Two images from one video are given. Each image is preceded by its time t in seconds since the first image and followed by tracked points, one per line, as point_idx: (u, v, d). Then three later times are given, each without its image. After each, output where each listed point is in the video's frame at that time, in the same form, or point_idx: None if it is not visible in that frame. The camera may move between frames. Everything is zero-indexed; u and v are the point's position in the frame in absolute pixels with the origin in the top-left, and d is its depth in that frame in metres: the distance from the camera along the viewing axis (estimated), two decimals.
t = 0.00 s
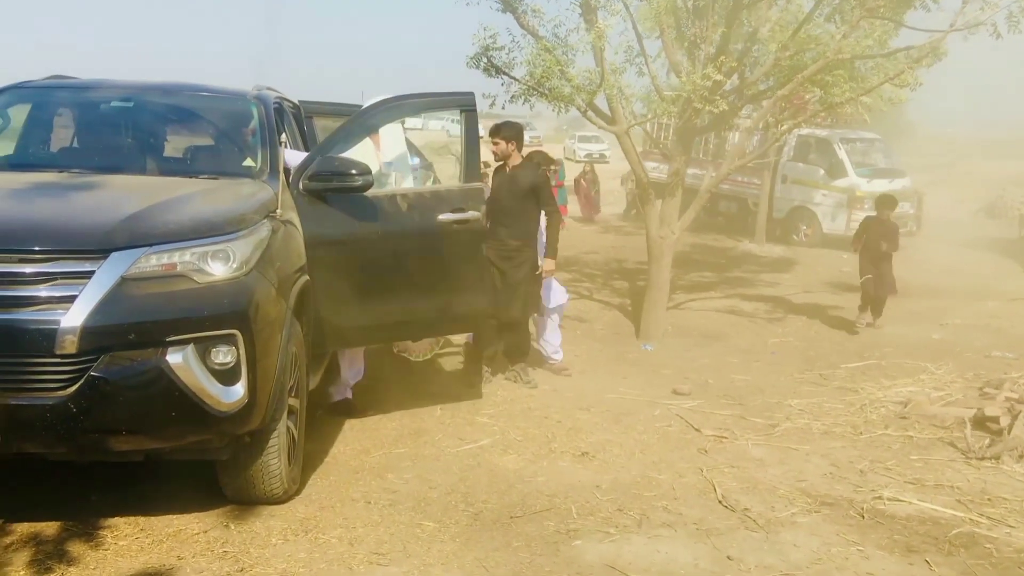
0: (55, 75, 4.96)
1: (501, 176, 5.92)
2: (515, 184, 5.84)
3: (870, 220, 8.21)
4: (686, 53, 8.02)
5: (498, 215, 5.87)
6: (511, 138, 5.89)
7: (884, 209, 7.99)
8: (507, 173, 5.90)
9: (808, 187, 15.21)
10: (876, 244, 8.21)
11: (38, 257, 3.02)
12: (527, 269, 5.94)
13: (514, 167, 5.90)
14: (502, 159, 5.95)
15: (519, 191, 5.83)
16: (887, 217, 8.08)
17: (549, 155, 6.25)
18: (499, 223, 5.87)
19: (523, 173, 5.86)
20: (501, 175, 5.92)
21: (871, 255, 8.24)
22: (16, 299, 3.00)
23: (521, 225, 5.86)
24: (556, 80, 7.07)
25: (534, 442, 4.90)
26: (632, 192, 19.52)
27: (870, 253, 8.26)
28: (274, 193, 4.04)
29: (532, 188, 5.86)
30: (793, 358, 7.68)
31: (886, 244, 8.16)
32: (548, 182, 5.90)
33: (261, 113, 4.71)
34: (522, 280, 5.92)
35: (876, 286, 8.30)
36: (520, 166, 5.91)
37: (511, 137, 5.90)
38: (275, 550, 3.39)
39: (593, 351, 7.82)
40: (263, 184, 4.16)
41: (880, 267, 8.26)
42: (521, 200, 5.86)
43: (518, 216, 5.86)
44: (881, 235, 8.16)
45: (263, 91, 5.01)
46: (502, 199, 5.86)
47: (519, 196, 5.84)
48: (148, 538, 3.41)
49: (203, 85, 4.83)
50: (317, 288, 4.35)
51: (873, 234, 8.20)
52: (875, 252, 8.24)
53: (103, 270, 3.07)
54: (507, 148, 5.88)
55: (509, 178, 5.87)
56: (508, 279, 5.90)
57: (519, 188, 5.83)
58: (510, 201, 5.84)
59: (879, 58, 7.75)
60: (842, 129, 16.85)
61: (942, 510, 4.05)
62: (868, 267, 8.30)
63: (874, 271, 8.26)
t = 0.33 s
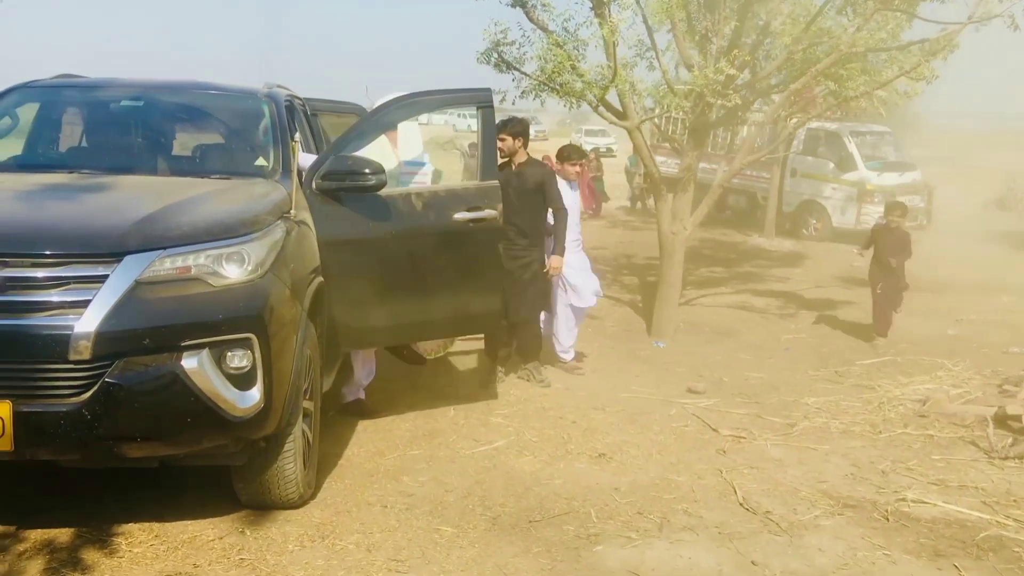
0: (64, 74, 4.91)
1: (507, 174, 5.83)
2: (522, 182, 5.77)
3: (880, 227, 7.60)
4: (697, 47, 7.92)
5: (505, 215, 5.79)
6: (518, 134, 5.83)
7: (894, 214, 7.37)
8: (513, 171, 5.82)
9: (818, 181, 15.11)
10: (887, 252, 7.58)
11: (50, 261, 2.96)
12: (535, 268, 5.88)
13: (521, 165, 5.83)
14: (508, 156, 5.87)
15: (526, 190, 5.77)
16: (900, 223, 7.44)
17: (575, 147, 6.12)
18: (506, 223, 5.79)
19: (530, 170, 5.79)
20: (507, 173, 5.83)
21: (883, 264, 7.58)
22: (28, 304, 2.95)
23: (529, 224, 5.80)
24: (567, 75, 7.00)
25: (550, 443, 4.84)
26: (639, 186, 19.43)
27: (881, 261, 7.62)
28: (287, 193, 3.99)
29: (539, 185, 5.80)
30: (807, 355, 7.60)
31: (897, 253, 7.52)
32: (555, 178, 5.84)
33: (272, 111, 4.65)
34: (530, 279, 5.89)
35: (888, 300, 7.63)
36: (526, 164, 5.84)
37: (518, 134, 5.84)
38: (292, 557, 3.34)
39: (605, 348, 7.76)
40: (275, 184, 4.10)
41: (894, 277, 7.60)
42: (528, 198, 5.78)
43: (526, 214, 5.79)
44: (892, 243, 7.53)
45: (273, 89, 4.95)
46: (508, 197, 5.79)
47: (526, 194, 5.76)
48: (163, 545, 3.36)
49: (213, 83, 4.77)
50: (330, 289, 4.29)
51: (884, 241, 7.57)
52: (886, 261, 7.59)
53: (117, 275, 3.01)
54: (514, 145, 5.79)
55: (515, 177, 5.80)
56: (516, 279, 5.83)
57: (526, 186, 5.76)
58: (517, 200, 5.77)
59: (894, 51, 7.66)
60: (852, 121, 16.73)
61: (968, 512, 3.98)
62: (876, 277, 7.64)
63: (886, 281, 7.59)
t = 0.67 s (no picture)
0: (63, 69, 4.85)
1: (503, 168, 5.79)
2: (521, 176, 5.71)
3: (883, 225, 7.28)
4: (700, 41, 7.86)
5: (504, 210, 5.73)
6: (517, 129, 5.78)
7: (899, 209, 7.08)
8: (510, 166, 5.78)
9: (820, 175, 15.05)
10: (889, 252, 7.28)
11: (49, 260, 2.92)
12: (536, 264, 5.80)
13: (519, 161, 5.79)
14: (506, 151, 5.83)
15: (525, 184, 5.71)
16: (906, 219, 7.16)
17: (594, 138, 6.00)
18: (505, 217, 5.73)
19: (529, 165, 5.75)
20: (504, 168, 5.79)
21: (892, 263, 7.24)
22: (27, 304, 2.90)
23: (529, 219, 5.73)
24: (569, 69, 6.94)
25: (555, 441, 4.80)
26: (641, 181, 19.38)
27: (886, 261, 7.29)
28: (288, 189, 3.94)
29: (538, 180, 5.75)
30: (812, 351, 7.56)
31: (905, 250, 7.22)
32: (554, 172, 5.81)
33: (273, 106, 4.60)
34: (531, 275, 5.80)
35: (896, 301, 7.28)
36: (524, 158, 5.82)
37: (517, 128, 5.79)
38: (295, 558, 3.30)
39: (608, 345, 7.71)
40: (277, 180, 4.05)
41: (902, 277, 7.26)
42: (527, 193, 5.73)
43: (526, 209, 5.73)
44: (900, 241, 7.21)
45: (274, 84, 4.90)
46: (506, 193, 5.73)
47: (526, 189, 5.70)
48: (164, 547, 3.32)
49: (213, 79, 4.71)
50: (331, 288, 4.26)
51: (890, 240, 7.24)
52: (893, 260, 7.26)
53: (117, 273, 2.96)
54: (512, 139, 5.78)
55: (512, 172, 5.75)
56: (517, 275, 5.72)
57: (525, 181, 5.71)
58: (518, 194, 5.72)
59: (899, 44, 7.59)
60: (854, 115, 16.66)
61: (978, 510, 3.94)
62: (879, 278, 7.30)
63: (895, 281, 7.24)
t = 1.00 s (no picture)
0: (56, 66, 4.81)
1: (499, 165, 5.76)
2: (515, 175, 5.68)
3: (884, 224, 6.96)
4: (699, 37, 7.82)
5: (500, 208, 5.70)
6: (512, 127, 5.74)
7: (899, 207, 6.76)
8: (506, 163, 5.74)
9: (819, 173, 15.02)
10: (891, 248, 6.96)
11: (42, 258, 2.88)
12: (533, 262, 5.76)
13: (514, 158, 5.76)
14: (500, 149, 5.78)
15: (522, 182, 5.68)
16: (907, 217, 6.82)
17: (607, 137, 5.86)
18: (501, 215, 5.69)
19: (525, 162, 5.72)
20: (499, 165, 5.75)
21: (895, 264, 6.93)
22: (19, 302, 2.87)
23: (526, 216, 5.69)
24: (568, 66, 6.91)
25: (554, 440, 4.76)
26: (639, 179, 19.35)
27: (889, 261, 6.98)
28: (284, 186, 3.90)
29: (535, 177, 5.72)
30: (812, 349, 7.53)
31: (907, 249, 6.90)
32: (549, 170, 5.78)
33: (269, 103, 4.56)
34: (526, 272, 5.76)
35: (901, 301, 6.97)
36: (519, 156, 5.78)
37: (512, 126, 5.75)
38: (292, 560, 3.26)
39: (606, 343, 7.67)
40: (272, 177, 4.01)
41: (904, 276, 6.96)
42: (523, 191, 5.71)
43: (522, 207, 5.70)
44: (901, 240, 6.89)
45: (271, 81, 4.86)
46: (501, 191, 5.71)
47: (521, 187, 5.67)
48: (159, 548, 3.28)
49: (209, 76, 4.67)
50: (328, 287, 4.22)
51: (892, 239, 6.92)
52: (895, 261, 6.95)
53: (109, 272, 2.92)
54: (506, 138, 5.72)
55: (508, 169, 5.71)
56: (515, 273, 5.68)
57: (522, 178, 5.68)
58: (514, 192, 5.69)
59: (898, 40, 7.56)
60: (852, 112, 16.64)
61: (980, 509, 3.91)
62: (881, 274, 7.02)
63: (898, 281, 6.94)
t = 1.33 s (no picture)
0: (47, 63, 4.76)
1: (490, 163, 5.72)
2: (508, 174, 5.64)
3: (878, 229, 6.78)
4: (696, 36, 7.78)
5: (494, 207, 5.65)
6: (507, 126, 5.68)
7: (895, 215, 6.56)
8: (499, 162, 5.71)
9: (816, 172, 14.99)
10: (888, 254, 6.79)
11: (28, 256, 2.84)
12: (528, 262, 5.71)
13: (507, 157, 5.71)
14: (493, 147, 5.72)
15: (514, 181, 5.65)
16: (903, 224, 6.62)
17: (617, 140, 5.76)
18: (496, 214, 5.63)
19: (518, 162, 5.69)
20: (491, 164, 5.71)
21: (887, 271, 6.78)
22: (4, 301, 2.83)
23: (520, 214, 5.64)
24: (564, 64, 6.88)
25: (548, 440, 4.72)
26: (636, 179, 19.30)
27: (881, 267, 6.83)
28: (275, 183, 3.86)
29: (527, 176, 5.70)
30: (809, 348, 7.49)
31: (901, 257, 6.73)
32: (542, 169, 5.75)
33: (261, 100, 4.51)
34: (524, 271, 5.69)
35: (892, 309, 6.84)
36: (511, 156, 5.73)
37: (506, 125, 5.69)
38: (281, 562, 3.22)
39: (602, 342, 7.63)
40: (263, 175, 3.97)
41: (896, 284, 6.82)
42: (517, 190, 5.67)
43: (517, 205, 5.66)
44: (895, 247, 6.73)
45: (263, 78, 4.81)
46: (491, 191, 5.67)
47: (515, 185, 5.64)
48: (147, 550, 3.24)
49: (200, 72, 4.63)
50: (321, 286, 4.18)
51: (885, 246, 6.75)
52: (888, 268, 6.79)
53: (96, 270, 2.88)
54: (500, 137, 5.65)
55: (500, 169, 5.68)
56: (511, 273, 5.63)
57: (515, 177, 5.65)
58: (508, 191, 5.63)
59: (896, 39, 7.52)
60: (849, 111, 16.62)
61: (977, 510, 3.88)
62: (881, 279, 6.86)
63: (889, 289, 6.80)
